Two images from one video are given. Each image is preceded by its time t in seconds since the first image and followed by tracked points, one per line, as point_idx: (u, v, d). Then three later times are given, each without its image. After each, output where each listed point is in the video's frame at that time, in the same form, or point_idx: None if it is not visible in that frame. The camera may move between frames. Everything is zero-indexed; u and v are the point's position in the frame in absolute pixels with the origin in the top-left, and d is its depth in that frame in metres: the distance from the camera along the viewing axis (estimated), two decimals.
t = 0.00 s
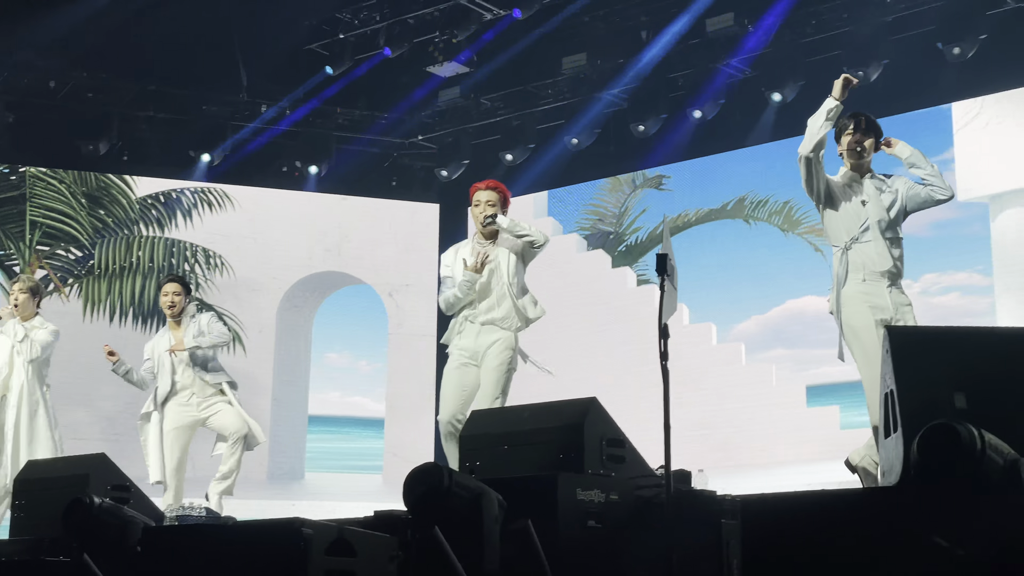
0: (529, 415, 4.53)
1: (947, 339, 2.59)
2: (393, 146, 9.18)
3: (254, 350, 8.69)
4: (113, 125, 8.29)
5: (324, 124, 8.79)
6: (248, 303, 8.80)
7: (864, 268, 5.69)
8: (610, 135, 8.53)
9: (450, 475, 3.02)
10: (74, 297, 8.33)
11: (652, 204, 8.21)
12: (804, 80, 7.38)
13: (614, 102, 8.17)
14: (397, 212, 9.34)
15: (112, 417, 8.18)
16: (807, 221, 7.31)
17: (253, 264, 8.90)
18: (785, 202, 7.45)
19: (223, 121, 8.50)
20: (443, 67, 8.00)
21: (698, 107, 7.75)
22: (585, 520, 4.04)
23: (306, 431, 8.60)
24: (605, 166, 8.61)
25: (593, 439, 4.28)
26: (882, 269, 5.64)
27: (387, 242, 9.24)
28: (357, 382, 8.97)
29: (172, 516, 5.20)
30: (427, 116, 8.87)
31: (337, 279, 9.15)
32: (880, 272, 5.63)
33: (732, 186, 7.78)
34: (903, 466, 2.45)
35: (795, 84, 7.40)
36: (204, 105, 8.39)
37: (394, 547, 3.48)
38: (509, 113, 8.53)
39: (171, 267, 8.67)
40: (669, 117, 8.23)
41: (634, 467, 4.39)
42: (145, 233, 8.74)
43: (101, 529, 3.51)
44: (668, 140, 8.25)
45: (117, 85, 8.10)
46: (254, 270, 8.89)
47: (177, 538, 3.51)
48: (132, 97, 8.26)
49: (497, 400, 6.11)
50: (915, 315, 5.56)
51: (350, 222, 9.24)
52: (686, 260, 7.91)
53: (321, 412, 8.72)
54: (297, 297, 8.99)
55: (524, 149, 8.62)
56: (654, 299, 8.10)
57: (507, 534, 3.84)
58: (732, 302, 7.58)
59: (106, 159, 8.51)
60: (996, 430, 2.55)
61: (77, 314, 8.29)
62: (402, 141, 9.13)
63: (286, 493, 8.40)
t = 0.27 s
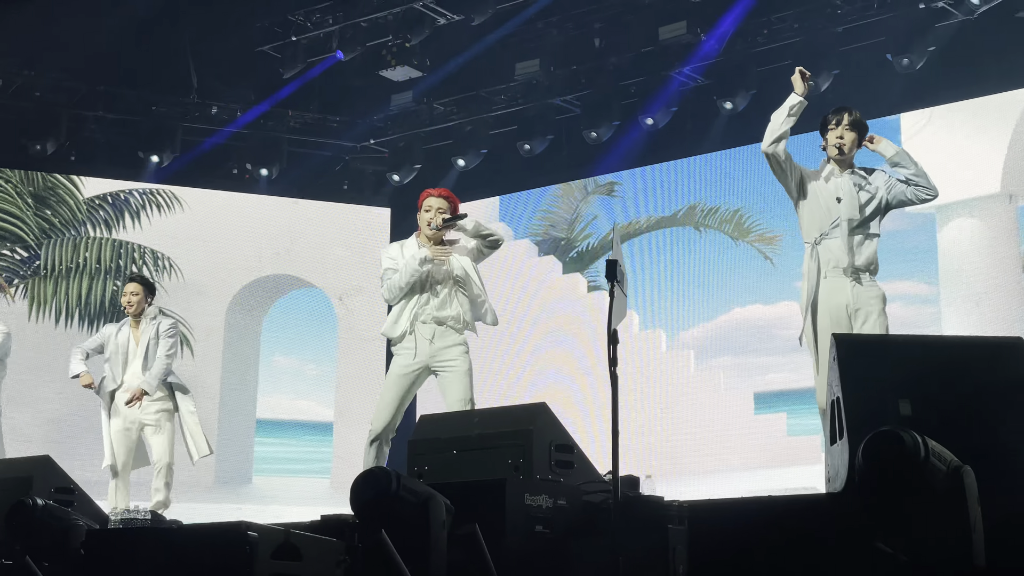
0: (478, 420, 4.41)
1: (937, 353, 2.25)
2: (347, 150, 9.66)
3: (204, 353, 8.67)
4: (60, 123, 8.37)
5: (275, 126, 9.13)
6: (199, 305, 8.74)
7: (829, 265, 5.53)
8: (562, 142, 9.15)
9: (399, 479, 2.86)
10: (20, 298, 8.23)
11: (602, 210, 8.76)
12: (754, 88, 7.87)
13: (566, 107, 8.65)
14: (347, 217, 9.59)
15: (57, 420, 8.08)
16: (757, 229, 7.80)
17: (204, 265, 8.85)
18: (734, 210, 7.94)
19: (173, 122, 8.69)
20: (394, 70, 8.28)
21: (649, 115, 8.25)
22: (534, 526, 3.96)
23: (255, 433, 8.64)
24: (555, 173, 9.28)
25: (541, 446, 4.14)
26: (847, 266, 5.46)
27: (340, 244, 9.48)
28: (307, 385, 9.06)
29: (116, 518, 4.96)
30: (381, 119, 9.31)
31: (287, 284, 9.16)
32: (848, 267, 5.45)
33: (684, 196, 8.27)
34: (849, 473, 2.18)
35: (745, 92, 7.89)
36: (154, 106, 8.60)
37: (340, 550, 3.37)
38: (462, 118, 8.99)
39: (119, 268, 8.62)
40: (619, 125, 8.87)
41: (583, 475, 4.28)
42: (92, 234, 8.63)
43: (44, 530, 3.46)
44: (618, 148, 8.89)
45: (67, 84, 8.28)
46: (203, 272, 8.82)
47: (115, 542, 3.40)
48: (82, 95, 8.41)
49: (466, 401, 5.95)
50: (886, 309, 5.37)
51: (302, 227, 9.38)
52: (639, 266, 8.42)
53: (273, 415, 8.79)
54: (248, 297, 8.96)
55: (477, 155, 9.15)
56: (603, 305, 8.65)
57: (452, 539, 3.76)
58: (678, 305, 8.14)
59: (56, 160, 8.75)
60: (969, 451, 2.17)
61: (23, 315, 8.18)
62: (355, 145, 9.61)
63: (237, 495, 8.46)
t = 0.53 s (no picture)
0: (468, 422, 4.41)
1: (897, 354, 2.68)
2: (337, 149, 9.57)
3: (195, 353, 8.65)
4: (50, 121, 8.30)
5: (266, 126, 9.00)
6: (187, 305, 8.74)
7: (839, 264, 5.62)
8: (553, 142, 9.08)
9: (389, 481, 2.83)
10: (9, 297, 8.24)
11: (592, 210, 8.78)
12: (744, 90, 7.80)
13: (557, 107, 8.63)
14: (336, 217, 9.60)
15: (46, 420, 8.07)
16: (746, 229, 7.83)
17: (193, 264, 8.85)
18: (724, 211, 7.99)
19: (164, 120, 8.51)
20: (385, 70, 8.29)
21: (640, 114, 8.22)
22: (524, 525, 3.94)
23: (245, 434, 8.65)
24: (547, 172, 9.22)
25: (531, 446, 4.14)
26: (855, 264, 5.56)
27: (331, 244, 9.51)
28: (298, 385, 9.06)
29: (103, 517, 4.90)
30: (372, 119, 9.23)
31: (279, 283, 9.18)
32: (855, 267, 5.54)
33: (674, 196, 8.30)
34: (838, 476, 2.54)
35: (735, 93, 7.81)
36: (143, 104, 8.44)
37: (333, 550, 3.44)
38: (453, 117, 8.97)
39: (109, 268, 8.65)
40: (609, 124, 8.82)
41: (573, 475, 4.27)
42: (81, 233, 8.66)
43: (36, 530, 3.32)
44: (610, 146, 8.88)
45: (56, 83, 8.22)
46: (194, 272, 8.83)
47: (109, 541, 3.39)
48: (71, 94, 8.32)
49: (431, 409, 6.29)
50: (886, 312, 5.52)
51: (292, 228, 9.38)
52: (630, 266, 8.42)
53: (263, 416, 8.81)
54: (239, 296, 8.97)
55: (467, 154, 9.14)
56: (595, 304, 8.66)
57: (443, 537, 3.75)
58: (670, 304, 8.14)
59: (45, 157, 8.63)
60: (945, 450, 2.57)
61: (11, 315, 8.19)
62: (346, 144, 9.52)
63: (225, 495, 8.47)
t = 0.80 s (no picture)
0: (486, 421, 4.36)
1: (921, 349, 2.65)
2: (352, 148, 9.68)
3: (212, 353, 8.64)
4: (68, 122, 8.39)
5: (282, 126, 9.13)
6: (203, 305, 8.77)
7: (861, 263, 5.59)
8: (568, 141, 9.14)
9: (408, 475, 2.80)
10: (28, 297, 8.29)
11: (609, 210, 8.71)
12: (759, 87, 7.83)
13: (572, 106, 8.71)
14: (352, 217, 9.63)
15: (65, 420, 8.08)
16: (763, 226, 7.81)
17: (210, 265, 8.90)
18: (740, 208, 7.98)
19: (180, 121, 8.72)
20: (399, 69, 8.50)
21: (655, 111, 8.27)
22: (540, 524, 3.97)
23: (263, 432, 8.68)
24: (562, 170, 9.27)
25: (548, 446, 4.10)
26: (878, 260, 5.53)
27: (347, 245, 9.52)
28: (314, 384, 9.10)
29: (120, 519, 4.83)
30: (388, 117, 9.37)
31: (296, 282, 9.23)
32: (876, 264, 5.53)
33: (690, 194, 8.30)
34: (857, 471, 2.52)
35: (750, 90, 7.85)
36: (160, 105, 8.62)
37: (350, 547, 3.31)
38: (468, 116, 9.06)
39: (127, 267, 8.70)
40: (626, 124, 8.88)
41: (591, 473, 4.25)
42: (100, 233, 8.68)
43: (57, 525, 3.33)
44: (624, 145, 8.97)
45: (74, 84, 8.28)
46: (211, 273, 8.86)
47: (141, 539, 3.46)
48: (88, 95, 8.41)
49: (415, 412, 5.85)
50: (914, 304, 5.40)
51: (308, 229, 9.41)
52: (645, 264, 8.41)
53: (280, 415, 8.84)
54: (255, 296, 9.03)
55: (482, 153, 9.23)
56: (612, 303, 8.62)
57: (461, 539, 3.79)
58: (685, 303, 8.14)
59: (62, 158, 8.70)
60: (967, 445, 2.55)
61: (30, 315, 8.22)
62: (361, 144, 9.63)
63: (240, 495, 8.48)
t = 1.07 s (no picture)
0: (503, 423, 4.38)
1: (937, 349, 2.62)
2: (367, 150, 9.74)
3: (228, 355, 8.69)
4: (86, 125, 8.46)
5: (298, 127, 9.19)
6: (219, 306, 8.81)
7: (873, 264, 5.19)
8: (583, 142, 9.20)
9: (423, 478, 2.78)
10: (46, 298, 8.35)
11: (624, 209, 8.79)
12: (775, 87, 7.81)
13: (588, 107, 8.73)
14: (368, 219, 9.63)
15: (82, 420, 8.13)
16: (779, 226, 7.80)
17: (226, 266, 8.93)
18: (756, 209, 7.97)
19: (197, 123, 8.79)
20: (415, 70, 8.48)
21: (670, 112, 8.27)
22: (556, 525, 3.95)
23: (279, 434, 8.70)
24: (575, 171, 9.30)
25: (565, 445, 4.11)
26: (888, 258, 5.13)
27: (362, 247, 9.54)
28: (330, 386, 9.11)
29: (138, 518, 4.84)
30: (403, 119, 9.37)
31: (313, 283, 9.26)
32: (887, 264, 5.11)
33: (706, 194, 8.29)
34: (873, 473, 2.49)
35: (767, 90, 7.84)
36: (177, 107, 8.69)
37: (366, 548, 3.35)
38: (484, 117, 9.08)
39: (144, 269, 8.75)
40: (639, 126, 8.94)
41: (606, 474, 4.25)
42: (118, 235, 8.75)
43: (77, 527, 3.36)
44: (638, 147, 8.95)
45: (93, 86, 8.36)
46: (228, 275, 8.90)
47: (153, 538, 3.45)
48: (106, 98, 8.48)
49: (391, 420, 5.60)
50: (932, 297, 4.95)
51: (324, 231, 9.44)
52: (660, 265, 8.40)
53: (296, 416, 8.86)
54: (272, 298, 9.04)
55: (497, 153, 9.20)
56: (627, 304, 8.66)
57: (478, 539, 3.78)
58: (700, 304, 8.13)
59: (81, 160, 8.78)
60: (986, 445, 2.54)
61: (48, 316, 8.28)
62: (377, 145, 9.69)
63: (255, 496, 8.50)
